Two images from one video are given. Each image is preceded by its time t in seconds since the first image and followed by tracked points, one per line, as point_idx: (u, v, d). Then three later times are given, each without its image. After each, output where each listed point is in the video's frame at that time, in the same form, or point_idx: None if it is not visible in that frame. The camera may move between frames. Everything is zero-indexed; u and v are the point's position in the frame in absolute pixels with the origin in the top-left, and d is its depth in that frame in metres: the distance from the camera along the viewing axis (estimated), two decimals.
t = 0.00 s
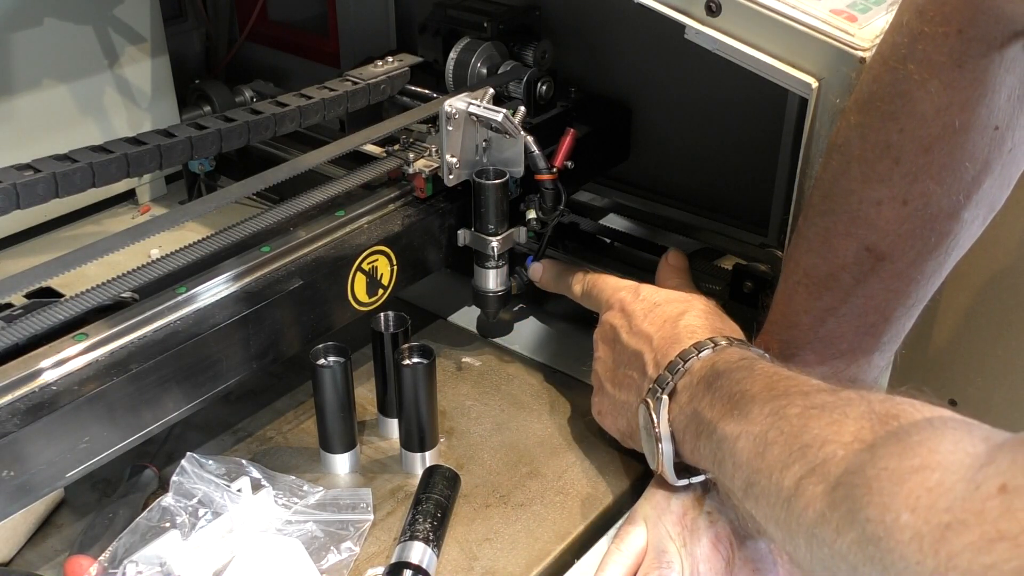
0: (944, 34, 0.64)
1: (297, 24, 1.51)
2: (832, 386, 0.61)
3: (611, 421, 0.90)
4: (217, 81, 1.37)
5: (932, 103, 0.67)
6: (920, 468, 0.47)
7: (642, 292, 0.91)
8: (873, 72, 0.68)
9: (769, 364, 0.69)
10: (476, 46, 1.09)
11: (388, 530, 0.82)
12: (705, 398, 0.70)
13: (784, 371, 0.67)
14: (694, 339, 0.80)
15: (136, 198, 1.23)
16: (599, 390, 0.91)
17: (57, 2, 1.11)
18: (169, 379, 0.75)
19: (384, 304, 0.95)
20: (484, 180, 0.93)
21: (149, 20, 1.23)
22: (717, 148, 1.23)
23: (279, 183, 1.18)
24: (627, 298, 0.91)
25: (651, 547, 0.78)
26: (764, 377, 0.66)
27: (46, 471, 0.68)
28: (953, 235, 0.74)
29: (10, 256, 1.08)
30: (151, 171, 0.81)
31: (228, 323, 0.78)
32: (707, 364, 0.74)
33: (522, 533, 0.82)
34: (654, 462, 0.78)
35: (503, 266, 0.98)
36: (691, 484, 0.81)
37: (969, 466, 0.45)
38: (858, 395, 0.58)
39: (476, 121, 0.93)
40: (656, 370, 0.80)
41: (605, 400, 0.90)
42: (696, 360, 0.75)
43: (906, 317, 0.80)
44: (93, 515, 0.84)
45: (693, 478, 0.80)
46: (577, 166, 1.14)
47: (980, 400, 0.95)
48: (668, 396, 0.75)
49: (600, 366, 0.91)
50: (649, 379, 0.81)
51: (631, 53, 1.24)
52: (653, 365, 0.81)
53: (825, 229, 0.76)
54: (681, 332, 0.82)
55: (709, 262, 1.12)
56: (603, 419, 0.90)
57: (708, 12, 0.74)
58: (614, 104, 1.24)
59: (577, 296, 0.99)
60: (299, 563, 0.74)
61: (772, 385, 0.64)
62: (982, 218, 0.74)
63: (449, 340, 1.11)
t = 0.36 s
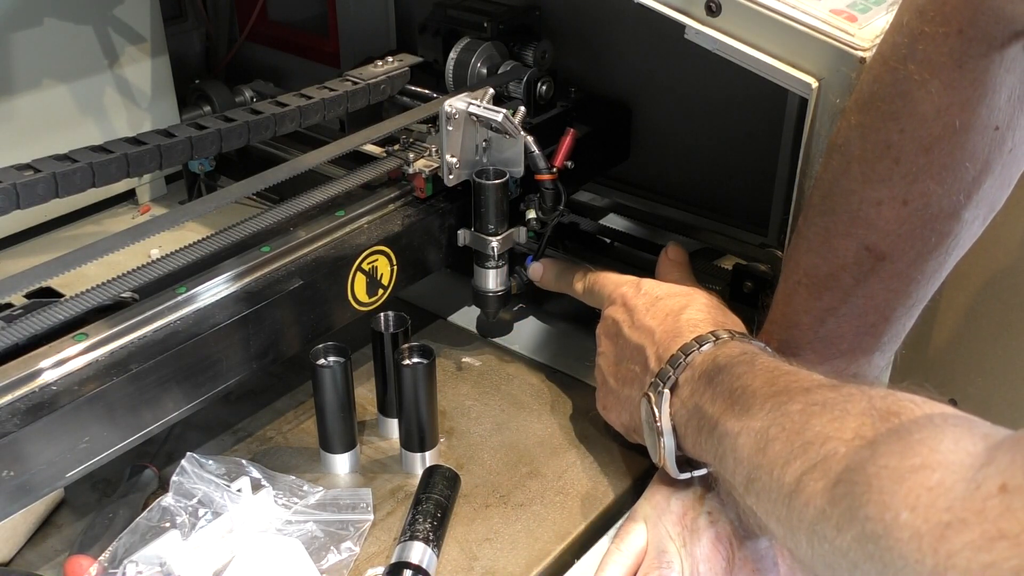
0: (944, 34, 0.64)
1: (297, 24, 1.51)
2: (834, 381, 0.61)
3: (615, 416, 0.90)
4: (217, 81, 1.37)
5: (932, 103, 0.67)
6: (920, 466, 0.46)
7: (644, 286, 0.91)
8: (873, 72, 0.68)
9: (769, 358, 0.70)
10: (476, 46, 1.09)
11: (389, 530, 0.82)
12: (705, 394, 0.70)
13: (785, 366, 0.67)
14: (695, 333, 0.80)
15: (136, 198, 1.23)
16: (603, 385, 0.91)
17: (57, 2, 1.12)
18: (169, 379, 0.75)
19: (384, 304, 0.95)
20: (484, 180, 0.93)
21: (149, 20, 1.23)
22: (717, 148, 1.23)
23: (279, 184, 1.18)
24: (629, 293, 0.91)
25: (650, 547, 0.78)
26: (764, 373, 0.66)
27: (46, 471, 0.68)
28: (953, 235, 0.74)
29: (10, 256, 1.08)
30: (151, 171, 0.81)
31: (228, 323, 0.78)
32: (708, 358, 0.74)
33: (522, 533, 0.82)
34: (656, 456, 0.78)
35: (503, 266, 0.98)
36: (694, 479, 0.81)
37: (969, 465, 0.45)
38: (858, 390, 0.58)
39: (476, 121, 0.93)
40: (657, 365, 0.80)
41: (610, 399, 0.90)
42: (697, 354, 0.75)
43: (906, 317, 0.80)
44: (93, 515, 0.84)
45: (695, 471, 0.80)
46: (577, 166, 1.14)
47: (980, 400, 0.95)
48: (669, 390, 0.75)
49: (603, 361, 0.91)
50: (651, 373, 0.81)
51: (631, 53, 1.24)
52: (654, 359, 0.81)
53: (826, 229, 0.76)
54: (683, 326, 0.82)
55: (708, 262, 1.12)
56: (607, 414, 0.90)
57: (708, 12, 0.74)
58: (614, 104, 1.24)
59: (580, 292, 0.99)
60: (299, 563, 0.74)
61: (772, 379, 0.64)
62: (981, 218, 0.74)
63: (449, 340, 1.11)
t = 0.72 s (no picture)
0: (946, 35, 0.64)
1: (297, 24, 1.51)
2: (840, 390, 0.61)
3: (617, 423, 0.90)
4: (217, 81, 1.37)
5: (935, 103, 0.67)
6: (933, 483, 0.47)
7: (638, 292, 0.91)
8: (875, 72, 0.68)
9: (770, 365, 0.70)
10: (476, 46, 1.09)
11: (389, 529, 0.82)
12: (709, 404, 0.70)
13: (788, 374, 0.67)
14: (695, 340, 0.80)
15: (136, 198, 1.23)
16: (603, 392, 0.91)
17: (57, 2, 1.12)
18: (170, 379, 0.75)
19: (384, 304, 0.95)
20: (483, 180, 0.93)
21: (149, 20, 1.23)
22: (717, 149, 1.23)
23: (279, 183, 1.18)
24: (624, 299, 0.91)
25: (650, 547, 0.78)
26: (768, 381, 0.66)
27: (46, 471, 0.68)
28: (955, 236, 0.74)
29: (10, 256, 1.08)
30: (151, 171, 0.81)
31: (228, 323, 0.78)
32: (710, 366, 0.74)
33: (522, 533, 0.82)
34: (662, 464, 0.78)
35: (503, 266, 0.98)
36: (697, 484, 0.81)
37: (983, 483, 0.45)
38: (866, 402, 0.58)
39: (476, 121, 0.93)
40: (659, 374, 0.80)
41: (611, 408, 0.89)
42: (698, 362, 0.76)
43: (907, 318, 0.80)
44: (93, 515, 0.84)
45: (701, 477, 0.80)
46: (577, 166, 1.14)
47: (980, 400, 0.95)
48: (673, 400, 0.75)
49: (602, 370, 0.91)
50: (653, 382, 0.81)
51: (632, 53, 1.24)
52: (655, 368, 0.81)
53: (828, 230, 0.76)
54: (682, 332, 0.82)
55: (708, 262, 1.12)
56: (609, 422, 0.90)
57: (708, 12, 0.74)
58: (614, 104, 1.24)
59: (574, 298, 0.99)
60: (299, 563, 0.74)
61: (777, 389, 0.64)
62: (983, 219, 0.74)
63: (449, 340, 1.11)
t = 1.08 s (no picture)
0: (947, 35, 0.64)
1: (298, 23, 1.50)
2: (842, 393, 0.61)
3: (617, 424, 0.90)
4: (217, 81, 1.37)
5: (936, 103, 0.67)
6: (937, 487, 0.47)
7: (635, 295, 0.91)
8: (876, 72, 0.68)
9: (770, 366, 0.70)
10: (476, 46, 1.09)
11: (389, 529, 0.82)
12: (711, 407, 0.70)
13: (788, 376, 0.67)
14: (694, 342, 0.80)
15: (136, 198, 1.23)
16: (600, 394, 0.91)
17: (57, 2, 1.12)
18: (170, 379, 0.75)
19: (384, 304, 0.94)
20: (484, 180, 0.93)
21: (149, 20, 1.23)
22: (717, 149, 1.23)
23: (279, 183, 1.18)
24: (620, 303, 0.91)
25: (650, 548, 0.78)
26: (769, 384, 0.66)
27: (46, 471, 0.68)
28: (955, 236, 0.74)
29: (10, 256, 1.08)
30: (151, 171, 0.81)
31: (228, 323, 0.78)
32: (710, 370, 0.74)
33: (522, 533, 0.82)
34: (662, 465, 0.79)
35: (503, 266, 0.98)
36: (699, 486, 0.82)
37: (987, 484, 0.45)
38: (866, 403, 0.58)
39: (476, 121, 0.93)
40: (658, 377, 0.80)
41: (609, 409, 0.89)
42: (698, 366, 0.75)
43: (908, 317, 0.80)
44: (94, 514, 0.84)
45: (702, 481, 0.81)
46: (578, 166, 1.14)
47: (980, 400, 0.95)
48: (673, 405, 0.75)
49: (599, 373, 0.91)
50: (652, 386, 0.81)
51: (632, 52, 1.24)
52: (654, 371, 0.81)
53: (828, 230, 0.76)
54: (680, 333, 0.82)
55: (708, 262, 1.12)
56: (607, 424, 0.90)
57: (708, 11, 0.74)
58: (614, 104, 1.24)
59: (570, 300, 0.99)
60: (299, 563, 0.74)
61: (778, 391, 0.64)
62: (983, 218, 0.74)
63: (449, 340, 1.11)
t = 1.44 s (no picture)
0: (949, 35, 0.64)
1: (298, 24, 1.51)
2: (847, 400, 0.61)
3: (617, 425, 0.90)
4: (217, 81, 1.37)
5: (937, 103, 0.67)
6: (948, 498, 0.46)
7: (638, 297, 0.91)
8: (876, 73, 0.68)
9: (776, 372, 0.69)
10: (476, 46, 1.09)
11: (389, 529, 0.82)
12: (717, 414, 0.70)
13: (798, 386, 0.66)
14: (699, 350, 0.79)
15: (136, 198, 1.23)
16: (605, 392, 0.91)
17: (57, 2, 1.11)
18: (170, 379, 0.75)
19: (384, 304, 0.94)
20: (484, 180, 0.93)
21: (149, 20, 1.23)
22: (717, 149, 1.23)
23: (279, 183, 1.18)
24: (623, 306, 0.91)
25: (651, 548, 0.78)
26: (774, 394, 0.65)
27: (46, 470, 0.68)
28: (956, 235, 0.74)
29: (10, 256, 1.08)
30: (151, 171, 0.81)
31: (228, 323, 0.78)
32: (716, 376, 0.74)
33: (522, 533, 0.82)
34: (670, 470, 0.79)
35: (503, 266, 0.98)
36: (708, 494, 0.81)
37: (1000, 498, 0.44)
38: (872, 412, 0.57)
39: (476, 121, 0.93)
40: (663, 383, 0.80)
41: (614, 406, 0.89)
42: (703, 372, 0.75)
43: (908, 317, 0.80)
44: (94, 514, 0.84)
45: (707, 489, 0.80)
46: (577, 166, 1.15)
47: (981, 400, 0.95)
48: (680, 412, 0.76)
49: (604, 374, 0.91)
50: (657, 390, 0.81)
51: (632, 52, 1.24)
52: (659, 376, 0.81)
53: (829, 230, 0.76)
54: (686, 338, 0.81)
55: (708, 262, 1.12)
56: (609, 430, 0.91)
57: (708, 11, 0.74)
58: (613, 103, 1.24)
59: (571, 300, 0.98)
60: (300, 563, 0.74)
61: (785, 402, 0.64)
62: (984, 218, 0.75)
63: (449, 341, 1.11)
